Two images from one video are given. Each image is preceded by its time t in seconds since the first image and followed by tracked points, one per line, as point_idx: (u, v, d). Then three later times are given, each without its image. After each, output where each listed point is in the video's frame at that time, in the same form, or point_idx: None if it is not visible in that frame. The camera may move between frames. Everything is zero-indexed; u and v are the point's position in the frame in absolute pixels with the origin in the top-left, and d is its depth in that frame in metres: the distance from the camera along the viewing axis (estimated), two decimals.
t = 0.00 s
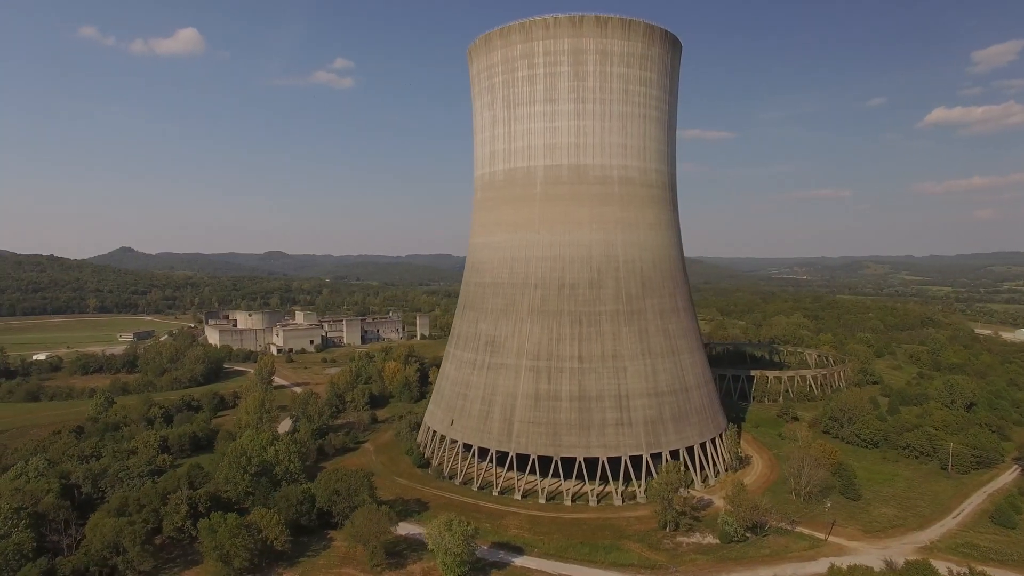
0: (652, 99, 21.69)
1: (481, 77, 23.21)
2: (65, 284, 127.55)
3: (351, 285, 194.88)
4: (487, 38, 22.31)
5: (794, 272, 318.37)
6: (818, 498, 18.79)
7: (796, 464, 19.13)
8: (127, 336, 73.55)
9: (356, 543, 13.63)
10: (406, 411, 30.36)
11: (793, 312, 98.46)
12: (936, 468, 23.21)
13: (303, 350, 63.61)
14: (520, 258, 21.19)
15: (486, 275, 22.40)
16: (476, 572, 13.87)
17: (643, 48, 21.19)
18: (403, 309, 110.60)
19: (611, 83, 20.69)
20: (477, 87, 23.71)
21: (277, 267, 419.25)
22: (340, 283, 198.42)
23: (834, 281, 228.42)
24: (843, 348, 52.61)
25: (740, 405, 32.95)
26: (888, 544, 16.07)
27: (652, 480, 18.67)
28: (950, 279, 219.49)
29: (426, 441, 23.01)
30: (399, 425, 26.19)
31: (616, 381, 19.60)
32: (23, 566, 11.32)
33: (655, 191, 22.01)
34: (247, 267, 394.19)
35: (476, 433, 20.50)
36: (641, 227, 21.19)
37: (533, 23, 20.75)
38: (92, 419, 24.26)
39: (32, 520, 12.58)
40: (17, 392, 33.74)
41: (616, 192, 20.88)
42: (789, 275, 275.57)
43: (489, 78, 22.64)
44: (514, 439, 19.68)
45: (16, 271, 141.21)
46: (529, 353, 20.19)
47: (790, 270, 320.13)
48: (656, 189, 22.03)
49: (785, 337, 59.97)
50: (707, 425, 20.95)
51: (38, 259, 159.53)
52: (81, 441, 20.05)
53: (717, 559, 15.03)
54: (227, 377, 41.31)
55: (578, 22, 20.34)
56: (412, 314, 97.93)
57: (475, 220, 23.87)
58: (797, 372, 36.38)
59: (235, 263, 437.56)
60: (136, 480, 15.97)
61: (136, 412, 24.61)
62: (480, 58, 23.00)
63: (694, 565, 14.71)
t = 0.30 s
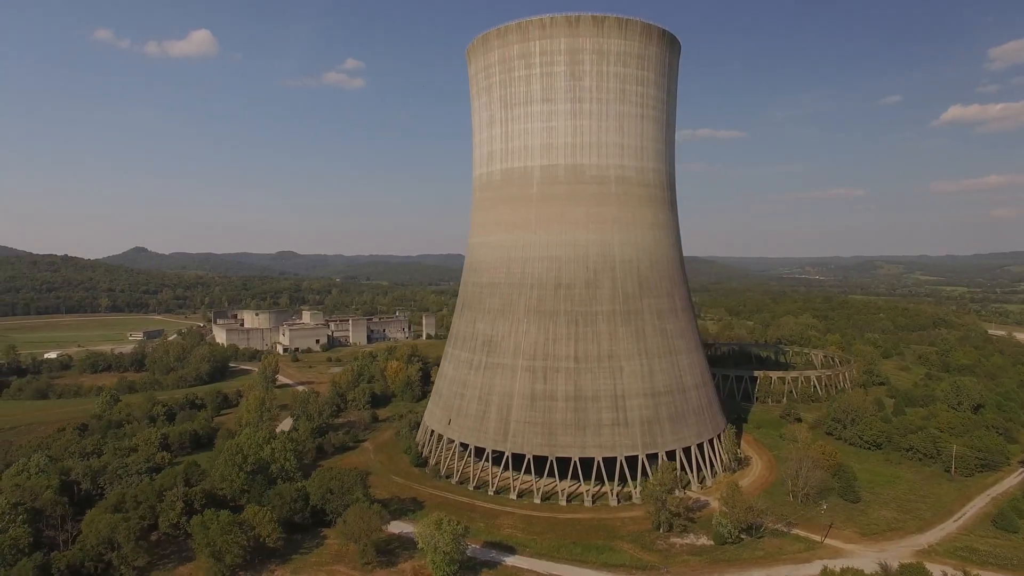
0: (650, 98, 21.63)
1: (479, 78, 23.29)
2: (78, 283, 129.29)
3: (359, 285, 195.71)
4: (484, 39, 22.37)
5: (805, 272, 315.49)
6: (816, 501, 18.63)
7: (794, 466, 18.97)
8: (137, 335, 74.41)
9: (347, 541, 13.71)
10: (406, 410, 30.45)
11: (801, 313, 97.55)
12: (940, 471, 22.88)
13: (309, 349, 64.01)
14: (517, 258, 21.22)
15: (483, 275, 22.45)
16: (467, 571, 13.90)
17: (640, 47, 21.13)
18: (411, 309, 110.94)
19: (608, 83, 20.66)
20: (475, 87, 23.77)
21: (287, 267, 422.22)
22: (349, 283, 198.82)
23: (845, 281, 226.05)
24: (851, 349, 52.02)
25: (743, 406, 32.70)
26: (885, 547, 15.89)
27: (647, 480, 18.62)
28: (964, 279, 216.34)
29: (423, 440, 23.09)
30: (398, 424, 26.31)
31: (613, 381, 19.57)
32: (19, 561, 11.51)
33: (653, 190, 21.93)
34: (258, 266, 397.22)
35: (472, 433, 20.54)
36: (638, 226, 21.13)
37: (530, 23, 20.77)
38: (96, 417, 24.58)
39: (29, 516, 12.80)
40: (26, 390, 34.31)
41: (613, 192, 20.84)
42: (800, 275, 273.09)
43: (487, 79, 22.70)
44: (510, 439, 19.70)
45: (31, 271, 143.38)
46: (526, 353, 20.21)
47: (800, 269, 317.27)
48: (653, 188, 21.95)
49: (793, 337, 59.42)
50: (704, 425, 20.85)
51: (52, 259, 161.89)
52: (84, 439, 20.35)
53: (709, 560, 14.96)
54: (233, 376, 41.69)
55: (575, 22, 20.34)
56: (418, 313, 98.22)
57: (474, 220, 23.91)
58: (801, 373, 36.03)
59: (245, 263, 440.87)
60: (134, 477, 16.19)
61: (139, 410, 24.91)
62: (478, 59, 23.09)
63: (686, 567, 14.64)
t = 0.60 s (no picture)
0: (648, 98, 21.57)
1: (477, 79, 23.36)
2: (91, 283, 131.13)
3: (368, 285, 196.58)
4: (483, 39, 22.43)
5: (815, 272, 312.56)
6: (813, 502, 18.49)
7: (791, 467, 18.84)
8: (146, 334, 75.29)
9: (339, 539, 13.83)
10: (407, 409, 30.60)
11: (810, 313, 96.65)
12: (942, 473, 22.62)
13: (315, 348, 64.46)
14: (514, 258, 21.26)
15: (481, 275, 22.50)
16: (457, 570, 13.97)
17: (638, 47, 21.07)
18: (417, 309, 111.33)
19: (605, 83, 20.63)
20: (474, 88, 23.82)
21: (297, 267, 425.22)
22: (358, 283, 199.71)
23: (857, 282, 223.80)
24: (858, 350, 51.51)
25: (745, 407, 32.47)
26: (881, 549, 15.75)
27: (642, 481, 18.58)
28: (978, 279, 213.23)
29: (422, 439, 23.21)
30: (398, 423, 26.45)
31: (609, 381, 19.54)
32: (15, 555, 11.74)
33: (651, 190, 21.87)
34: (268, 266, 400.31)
35: (469, 432, 20.61)
36: (635, 226, 21.07)
37: (527, 24, 20.80)
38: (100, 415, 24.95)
39: (27, 511, 13.03)
40: (35, 387, 34.88)
41: (610, 192, 20.80)
42: (811, 275, 270.55)
43: (485, 79, 22.76)
44: (506, 439, 19.73)
45: (45, 271, 145.62)
46: (522, 353, 20.24)
47: (811, 270, 314.25)
48: (652, 188, 21.88)
49: (799, 338, 58.93)
50: (702, 426, 20.76)
51: (66, 259, 164.25)
52: (87, 436, 20.68)
53: (702, 561, 14.91)
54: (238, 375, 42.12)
55: (572, 22, 20.33)
56: (425, 313, 98.58)
57: (472, 220, 23.97)
58: (805, 374, 35.72)
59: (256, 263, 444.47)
60: (133, 475, 16.43)
61: (143, 408, 25.24)
62: (476, 60, 23.14)
63: (677, 567, 14.61)
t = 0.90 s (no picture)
0: (646, 98, 21.50)
1: (476, 79, 23.45)
2: (102, 283, 132.64)
3: (375, 285, 197.27)
4: (481, 40, 22.49)
5: (825, 272, 309.78)
6: (811, 504, 18.37)
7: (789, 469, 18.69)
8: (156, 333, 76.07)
9: (332, 537, 13.92)
10: (408, 408, 30.73)
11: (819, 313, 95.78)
12: (945, 475, 22.35)
13: (321, 348, 64.83)
14: (511, 258, 21.29)
15: (479, 275, 22.56)
16: (449, 568, 14.02)
17: (636, 46, 21.01)
18: (424, 309, 111.52)
19: (602, 82, 20.59)
20: (473, 88, 23.87)
21: (306, 266, 427.61)
22: (365, 283, 200.32)
23: (868, 281, 221.57)
24: (865, 351, 50.96)
25: (747, 408, 32.25)
26: (877, 552, 15.61)
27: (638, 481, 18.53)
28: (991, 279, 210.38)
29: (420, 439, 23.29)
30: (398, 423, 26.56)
31: (605, 381, 19.52)
32: (12, 550, 11.95)
33: (649, 190, 21.80)
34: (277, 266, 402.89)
35: (466, 432, 20.67)
36: (633, 226, 21.02)
37: (524, 24, 20.84)
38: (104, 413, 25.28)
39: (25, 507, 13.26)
40: (44, 386, 35.41)
41: (607, 192, 20.77)
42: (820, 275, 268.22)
43: (484, 79, 22.81)
44: (501, 438, 19.76)
45: (58, 271, 147.46)
46: (518, 353, 20.26)
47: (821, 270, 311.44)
48: (649, 188, 21.80)
49: (806, 338, 58.38)
50: (700, 427, 20.67)
51: (79, 258, 166.39)
52: (90, 433, 20.97)
53: (695, 563, 14.86)
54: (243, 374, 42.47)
55: (569, 22, 20.32)
56: (431, 313, 98.80)
57: (471, 220, 24.03)
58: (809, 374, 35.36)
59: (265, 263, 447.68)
60: (132, 472, 16.65)
61: (146, 406, 25.55)
62: (475, 60, 23.20)
63: (670, 568, 14.57)
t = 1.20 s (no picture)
0: (644, 97, 21.43)
1: (475, 79, 23.49)
2: (115, 283, 134.32)
3: (384, 285, 198.01)
4: (479, 40, 22.56)
5: (837, 271, 306.65)
6: (808, 506, 18.24)
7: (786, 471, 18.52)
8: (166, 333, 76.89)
9: (324, 535, 14.02)
10: (410, 408, 30.86)
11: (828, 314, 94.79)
12: (948, 478, 22.08)
13: (327, 348, 65.23)
14: (508, 258, 21.33)
15: (478, 275, 22.62)
16: (440, 567, 14.08)
17: (634, 45, 20.93)
18: (430, 308, 111.75)
19: (599, 82, 20.57)
20: (472, 88, 23.93)
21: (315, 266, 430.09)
22: (374, 283, 201.22)
23: (880, 281, 219.04)
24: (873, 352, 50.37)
25: (750, 408, 31.99)
26: (873, 555, 15.47)
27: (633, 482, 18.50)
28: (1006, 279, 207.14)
29: (419, 438, 23.38)
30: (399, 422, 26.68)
31: (601, 381, 19.50)
32: (10, 544, 12.16)
33: (647, 190, 21.72)
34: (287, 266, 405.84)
35: (463, 431, 20.73)
36: (630, 226, 20.95)
37: (521, 24, 20.86)
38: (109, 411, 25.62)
39: (23, 503, 13.47)
40: (53, 384, 35.92)
41: (604, 191, 20.73)
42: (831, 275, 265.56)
43: (482, 79, 22.86)
44: (498, 438, 19.80)
45: (71, 270, 149.50)
46: (515, 353, 20.29)
47: (832, 270, 308.25)
48: (648, 188, 21.73)
49: (813, 339, 57.80)
50: (697, 428, 20.58)
51: (92, 258, 168.64)
52: (93, 430, 21.27)
53: (688, 563, 14.82)
54: (248, 373, 42.83)
55: (566, 22, 20.30)
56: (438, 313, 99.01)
57: (470, 220, 24.08)
58: (814, 375, 34.85)
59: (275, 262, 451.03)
60: (131, 469, 16.86)
61: (150, 404, 25.85)
62: (474, 60, 23.24)
63: (662, 569, 14.52)
